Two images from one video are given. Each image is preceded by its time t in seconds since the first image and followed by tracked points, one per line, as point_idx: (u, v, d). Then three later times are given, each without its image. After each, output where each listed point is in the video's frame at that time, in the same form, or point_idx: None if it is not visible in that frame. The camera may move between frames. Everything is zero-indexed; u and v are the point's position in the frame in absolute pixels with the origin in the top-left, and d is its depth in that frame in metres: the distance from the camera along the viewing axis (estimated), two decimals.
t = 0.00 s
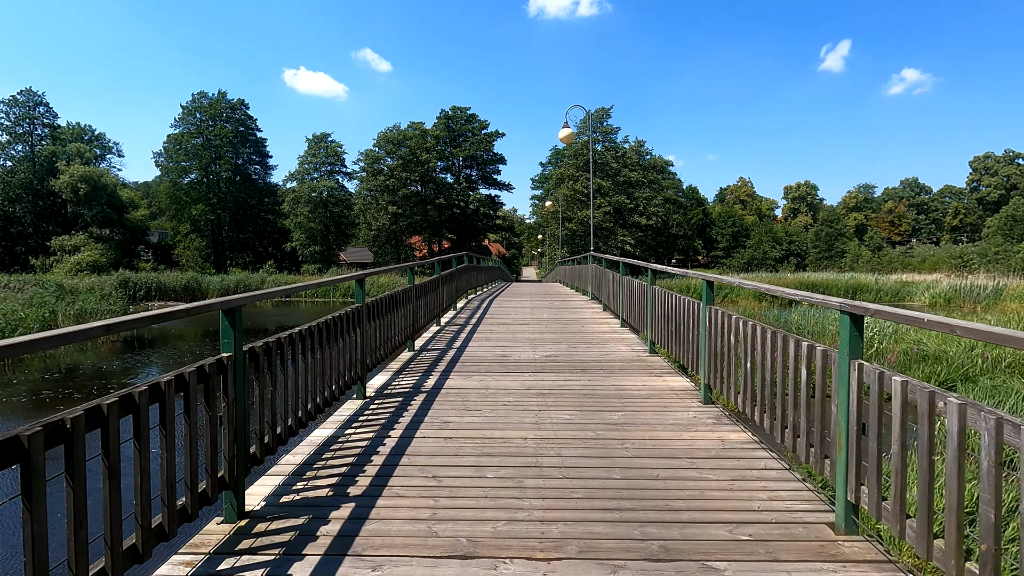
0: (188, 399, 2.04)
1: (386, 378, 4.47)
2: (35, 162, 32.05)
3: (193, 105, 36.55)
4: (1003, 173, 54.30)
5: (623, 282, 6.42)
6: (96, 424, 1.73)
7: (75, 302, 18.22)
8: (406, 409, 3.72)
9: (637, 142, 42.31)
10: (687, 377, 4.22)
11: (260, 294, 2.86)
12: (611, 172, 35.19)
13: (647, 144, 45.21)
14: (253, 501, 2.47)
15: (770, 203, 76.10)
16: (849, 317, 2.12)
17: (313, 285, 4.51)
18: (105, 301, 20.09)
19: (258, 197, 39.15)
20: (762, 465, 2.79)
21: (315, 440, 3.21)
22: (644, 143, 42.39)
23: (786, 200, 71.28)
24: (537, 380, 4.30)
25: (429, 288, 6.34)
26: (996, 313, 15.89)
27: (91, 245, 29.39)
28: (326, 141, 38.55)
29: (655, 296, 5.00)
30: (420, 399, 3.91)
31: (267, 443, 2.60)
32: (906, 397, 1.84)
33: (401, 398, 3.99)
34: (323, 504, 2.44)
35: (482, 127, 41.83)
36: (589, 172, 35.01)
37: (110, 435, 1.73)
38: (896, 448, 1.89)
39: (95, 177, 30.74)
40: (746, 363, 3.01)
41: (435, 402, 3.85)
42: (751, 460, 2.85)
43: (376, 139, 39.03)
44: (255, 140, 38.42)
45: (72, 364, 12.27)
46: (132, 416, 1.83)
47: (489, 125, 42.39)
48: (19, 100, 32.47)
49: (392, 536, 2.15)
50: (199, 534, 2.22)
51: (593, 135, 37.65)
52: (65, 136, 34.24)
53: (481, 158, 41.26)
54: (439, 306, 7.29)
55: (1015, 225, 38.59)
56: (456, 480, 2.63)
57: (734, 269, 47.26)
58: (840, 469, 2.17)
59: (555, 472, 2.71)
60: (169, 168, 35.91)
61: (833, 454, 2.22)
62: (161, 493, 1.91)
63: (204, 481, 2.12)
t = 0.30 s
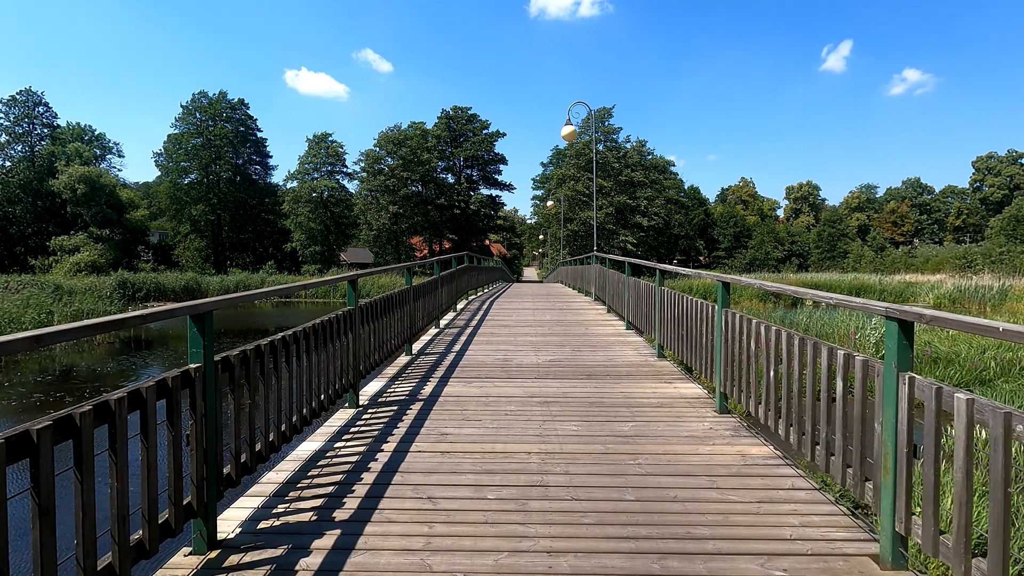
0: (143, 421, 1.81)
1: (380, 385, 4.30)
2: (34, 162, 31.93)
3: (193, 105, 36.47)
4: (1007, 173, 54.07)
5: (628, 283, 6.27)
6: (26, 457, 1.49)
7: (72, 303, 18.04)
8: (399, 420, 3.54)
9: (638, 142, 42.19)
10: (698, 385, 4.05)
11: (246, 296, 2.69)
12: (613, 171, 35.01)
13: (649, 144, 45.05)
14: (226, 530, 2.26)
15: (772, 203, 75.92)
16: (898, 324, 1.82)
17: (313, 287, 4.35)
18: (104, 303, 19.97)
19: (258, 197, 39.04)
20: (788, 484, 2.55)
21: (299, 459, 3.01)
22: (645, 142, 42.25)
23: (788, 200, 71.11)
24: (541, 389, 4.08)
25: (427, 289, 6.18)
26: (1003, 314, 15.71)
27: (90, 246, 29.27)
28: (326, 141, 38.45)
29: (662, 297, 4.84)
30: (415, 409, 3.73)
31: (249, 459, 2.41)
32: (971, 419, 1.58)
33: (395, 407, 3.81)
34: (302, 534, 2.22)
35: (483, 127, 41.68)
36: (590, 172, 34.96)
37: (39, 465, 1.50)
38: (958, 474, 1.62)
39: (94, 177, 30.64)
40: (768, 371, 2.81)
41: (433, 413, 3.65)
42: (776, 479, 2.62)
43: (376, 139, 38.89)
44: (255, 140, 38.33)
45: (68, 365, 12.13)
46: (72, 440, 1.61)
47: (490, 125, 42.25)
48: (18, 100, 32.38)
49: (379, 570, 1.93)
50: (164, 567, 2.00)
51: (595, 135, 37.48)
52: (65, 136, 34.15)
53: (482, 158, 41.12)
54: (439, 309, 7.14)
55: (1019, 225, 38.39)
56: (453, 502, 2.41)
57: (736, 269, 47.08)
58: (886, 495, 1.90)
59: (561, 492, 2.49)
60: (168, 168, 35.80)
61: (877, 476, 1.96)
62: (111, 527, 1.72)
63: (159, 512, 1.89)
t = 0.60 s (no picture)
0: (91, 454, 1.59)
1: (375, 397, 4.08)
2: (34, 162, 31.87)
3: (193, 105, 36.42)
4: (1010, 174, 53.77)
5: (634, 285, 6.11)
6: None
7: (68, 305, 17.85)
8: (396, 435, 3.25)
9: (640, 143, 42.03)
10: (715, 396, 3.83)
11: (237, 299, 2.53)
12: (614, 172, 34.81)
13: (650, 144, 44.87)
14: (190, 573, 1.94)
15: (774, 204, 75.72)
16: (960, 342, 1.65)
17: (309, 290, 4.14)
18: (104, 305, 19.92)
19: (259, 198, 38.98)
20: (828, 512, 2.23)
21: (284, 481, 2.66)
22: (647, 143, 42.09)
23: (790, 201, 70.92)
24: (547, 398, 3.89)
25: (428, 292, 6.02)
26: (1011, 317, 15.49)
27: (89, 246, 29.18)
28: (327, 141, 38.37)
29: (673, 300, 4.67)
30: (414, 421, 3.48)
31: (221, 490, 2.22)
32: None
33: (393, 418, 3.60)
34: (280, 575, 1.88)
35: (484, 127, 41.52)
36: (592, 173, 34.84)
37: None
38: None
39: (93, 178, 30.57)
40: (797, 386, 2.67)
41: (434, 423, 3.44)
42: (815, 506, 2.27)
43: (377, 139, 38.78)
44: (256, 141, 38.27)
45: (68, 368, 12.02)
46: None
47: (491, 126, 42.11)
48: (17, 101, 32.30)
49: None
50: None
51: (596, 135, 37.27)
52: (65, 137, 34.13)
53: (483, 159, 40.98)
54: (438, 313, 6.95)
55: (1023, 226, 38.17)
56: (447, 531, 2.09)
57: (738, 270, 46.90)
58: (946, 539, 1.71)
59: (571, 520, 2.15)
60: (168, 168, 35.69)
61: (937, 520, 1.75)
62: None
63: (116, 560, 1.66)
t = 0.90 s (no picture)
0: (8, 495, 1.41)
1: (365, 407, 3.85)
2: (30, 162, 31.66)
3: (190, 105, 36.21)
4: (1010, 175, 53.71)
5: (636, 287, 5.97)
6: None
7: (63, 306, 17.71)
8: (385, 449, 3.02)
9: (639, 143, 41.92)
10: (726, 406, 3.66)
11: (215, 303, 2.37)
12: (614, 172, 34.64)
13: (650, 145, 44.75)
14: None
15: (774, 205, 75.66)
16: None
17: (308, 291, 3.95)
18: (101, 306, 19.79)
19: (257, 198, 38.82)
20: (857, 544, 2.03)
21: (259, 502, 2.43)
22: (647, 143, 42.00)
23: (789, 202, 70.89)
24: (549, 409, 3.70)
25: (423, 294, 5.87)
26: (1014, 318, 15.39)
27: (86, 247, 29.00)
28: (325, 141, 38.27)
29: (679, 304, 4.51)
30: (403, 435, 3.25)
31: (181, 520, 2.04)
32: None
33: (385, 428, 3.40)
34: None
35: (483, 127, 41.39)
36: (591, 173, 34.72)
37: None
38: None
39: (89, 178, 30.39)
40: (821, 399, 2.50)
41: (428, 434, 3.25)
42: (844, 539, 2.07)
43: (376, 139, 38.64)
44: (254, 141, 38.13)
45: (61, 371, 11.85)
46: None
47: (490, 126, 41.97)
48: (13, 100, 32.11)
49: None
50: None
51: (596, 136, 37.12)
52: (62, 137, 33.94)
53: (482, 159, 40.86)
54: (435, 316, 6.79)
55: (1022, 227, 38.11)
56: (439, 568, 1.90)
57: (737, 271, 46.84)
58: None
59: (577, 554, 1.96)
60: (165, 169, 35.52)
61: (1001, 564, 1.60)
62: None
63: None
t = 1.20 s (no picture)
0: None
1: (349, 422, 3.64)
2: (24, 163, 31.42)
3: (187, 106, 36.00)
4: (1008, 176, 53.72)
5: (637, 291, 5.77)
6: None
7: (55, 309, 17.52)
8: (368, 472, 2.74)
9: (638, 144, 41.81)
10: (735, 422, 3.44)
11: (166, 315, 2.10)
12: (613, 173, 34.50)
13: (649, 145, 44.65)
14: None
15: (772, 206, 75.64)
16: None
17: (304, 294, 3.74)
18: (94, 308, 19.61)
19: (254, 199, 38.65)
20: None
21: (221, 538, 2.13)
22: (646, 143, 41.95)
23: (788, 203, 70.87)
24: (547, 423, 3.49)
25: (415, 297, 5.68)
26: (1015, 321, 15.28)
27: (81, 248, 28.81)
28: (322, 141, 38.17)
29: (683, 310, 4.30)
30: (389, 454, 2.99)
31: (114, 570, 1.73)
32: None
33: (371, 446, 3.16)
34: None
35: (481, 128, 41.26)
36: (590, 173, 34.62)
37: None
38: None
39: (84, 178, 30.17)
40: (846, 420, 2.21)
41: (416, 452, 3.02)
42: None
43: (374, 140, 38.50)
44: (250, 141, 37.97)
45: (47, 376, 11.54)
46: None
47: (488, 127, 41.85)
48: (7, 100, 31.91)
49: None
50: None
51: (595, 136, 36.96)
52: (57, 137, 33.75)
53: (480, 160, 40.76)
54: (428, 321, 6.58)
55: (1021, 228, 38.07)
56: None
57: (736, 272, 46.79)
58: None
59: None
60: (161, 169, 35.31)
61: None
62: None
63: None
